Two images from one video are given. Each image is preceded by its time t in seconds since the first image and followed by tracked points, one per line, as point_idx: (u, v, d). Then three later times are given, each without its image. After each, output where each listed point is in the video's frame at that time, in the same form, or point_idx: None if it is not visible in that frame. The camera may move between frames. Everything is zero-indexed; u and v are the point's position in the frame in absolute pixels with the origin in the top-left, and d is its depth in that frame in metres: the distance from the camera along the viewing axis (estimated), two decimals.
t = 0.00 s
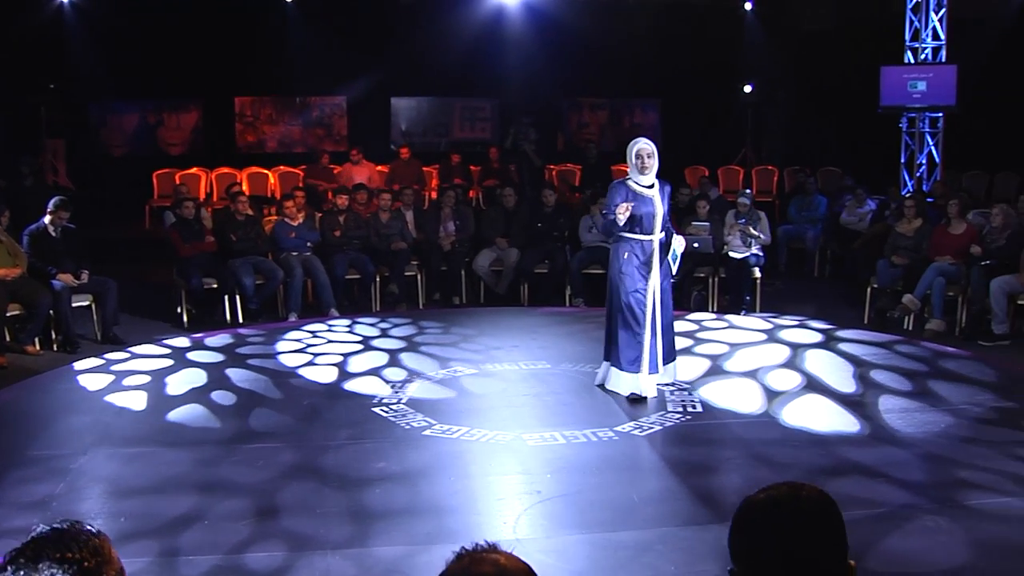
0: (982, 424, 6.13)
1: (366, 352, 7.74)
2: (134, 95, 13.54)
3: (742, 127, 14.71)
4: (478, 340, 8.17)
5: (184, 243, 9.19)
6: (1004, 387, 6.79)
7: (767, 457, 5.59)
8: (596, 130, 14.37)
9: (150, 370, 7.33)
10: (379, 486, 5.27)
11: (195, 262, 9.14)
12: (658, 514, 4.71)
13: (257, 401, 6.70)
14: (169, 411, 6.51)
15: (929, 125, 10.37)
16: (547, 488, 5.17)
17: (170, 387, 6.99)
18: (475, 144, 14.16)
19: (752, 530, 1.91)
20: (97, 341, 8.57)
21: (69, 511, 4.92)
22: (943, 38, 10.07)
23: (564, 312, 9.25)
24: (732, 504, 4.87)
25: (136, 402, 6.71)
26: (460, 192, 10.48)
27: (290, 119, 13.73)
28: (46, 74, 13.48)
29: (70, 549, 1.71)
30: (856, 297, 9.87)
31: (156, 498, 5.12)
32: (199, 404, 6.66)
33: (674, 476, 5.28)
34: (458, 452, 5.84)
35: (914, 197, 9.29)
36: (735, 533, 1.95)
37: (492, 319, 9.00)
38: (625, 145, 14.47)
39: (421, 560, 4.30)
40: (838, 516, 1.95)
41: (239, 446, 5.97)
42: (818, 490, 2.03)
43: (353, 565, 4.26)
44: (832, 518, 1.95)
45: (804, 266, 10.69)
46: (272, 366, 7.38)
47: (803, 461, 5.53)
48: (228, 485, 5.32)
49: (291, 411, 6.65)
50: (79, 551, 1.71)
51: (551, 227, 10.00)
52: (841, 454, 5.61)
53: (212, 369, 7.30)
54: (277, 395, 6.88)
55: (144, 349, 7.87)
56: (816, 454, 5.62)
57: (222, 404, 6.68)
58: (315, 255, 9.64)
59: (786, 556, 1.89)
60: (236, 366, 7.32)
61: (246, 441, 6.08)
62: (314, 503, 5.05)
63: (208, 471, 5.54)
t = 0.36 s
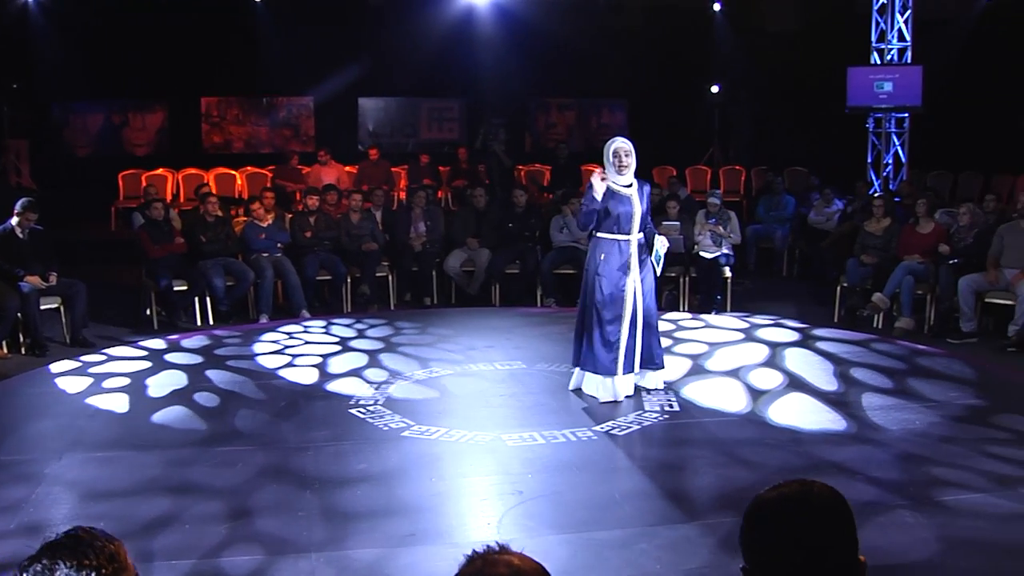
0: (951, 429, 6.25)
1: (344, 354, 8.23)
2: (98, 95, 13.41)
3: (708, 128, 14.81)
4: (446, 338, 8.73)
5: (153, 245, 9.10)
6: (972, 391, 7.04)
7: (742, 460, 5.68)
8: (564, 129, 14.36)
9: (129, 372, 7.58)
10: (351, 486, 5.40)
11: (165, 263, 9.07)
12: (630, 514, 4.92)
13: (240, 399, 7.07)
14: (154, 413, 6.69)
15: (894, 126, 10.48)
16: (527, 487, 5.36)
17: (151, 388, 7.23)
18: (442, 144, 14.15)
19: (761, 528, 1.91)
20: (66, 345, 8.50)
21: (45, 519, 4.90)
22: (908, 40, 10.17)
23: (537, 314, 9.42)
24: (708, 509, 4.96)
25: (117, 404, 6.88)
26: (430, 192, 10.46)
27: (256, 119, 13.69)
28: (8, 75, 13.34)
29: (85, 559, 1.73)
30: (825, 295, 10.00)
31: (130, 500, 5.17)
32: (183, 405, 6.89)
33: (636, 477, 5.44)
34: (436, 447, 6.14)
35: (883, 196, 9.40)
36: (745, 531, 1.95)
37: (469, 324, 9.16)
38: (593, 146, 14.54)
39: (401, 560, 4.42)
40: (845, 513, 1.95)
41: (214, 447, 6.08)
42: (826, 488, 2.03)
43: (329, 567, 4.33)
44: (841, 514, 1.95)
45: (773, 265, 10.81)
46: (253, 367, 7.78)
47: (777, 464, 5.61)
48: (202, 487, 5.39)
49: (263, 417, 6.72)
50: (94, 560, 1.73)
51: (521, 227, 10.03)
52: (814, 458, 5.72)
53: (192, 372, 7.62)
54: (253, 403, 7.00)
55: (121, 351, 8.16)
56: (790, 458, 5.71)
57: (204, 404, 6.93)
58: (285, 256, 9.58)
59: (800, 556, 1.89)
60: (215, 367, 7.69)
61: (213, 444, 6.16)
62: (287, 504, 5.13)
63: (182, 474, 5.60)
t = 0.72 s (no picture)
0: (918, 427, 6.30)
1: (316, 355, 8.25)
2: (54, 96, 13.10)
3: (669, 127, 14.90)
4: (418, 338, 8.79)
5: (116, 247, 8.98)
6: (942, 391, 7.17)
7: (713, 459, 5.69)
8: (525, 130, 14.50)
9: (99, 376, 7.52)
10: (320, 487, 5.37)
11: (128, 266, 8.95)
12: (601, 514, 4.92)
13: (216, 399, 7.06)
14: (129, 414, 6.67)
15: (854, 126, 10.59)
16: (500, 486, 5.35)
17: (125, 390, 7.21)
18: (405, 144, 14.14)
19: (762, 526, 1.94)
20: (27, 348, 8.36)
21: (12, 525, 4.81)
22: (868, 40, 10.29)
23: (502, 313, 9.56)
24: (680, 508, 4.96)
25: (88, 407, 6.81)
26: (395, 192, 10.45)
27: (216, 119, 13.67)
28: None
29: (97, 566, 1.73)
30: (788, 293, 10.10)
31: (96, 504, 5.11)
32: (157, 407, 6.85)
33: (605, 477, 5.45)
34: (412, 446, 6.14)
35: (846, 195, 9.49)
36: (746, 531, 1.97)
37: (438, 325, 9.20)
38: (554, 146, 14.63)
39: (371, 561, 4.40)
40: (847, 509, 1.97)
41: (183, 449, 6.03)
42: (827, 485, 2.05)
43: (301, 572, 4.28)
44: (841, 510, 1.96)
45: (736, 264, 10.92)
46: (228, 369, 7.80)
47: (746, 463, 5.63)
48: (168, 489, 5.33)
49: (227, 421, 6.63)
50: (107, 564, 1.74)
51: (486, 227, 10.05)
52: (783, 457, 5.75)
53: (165, 374, 7.60)
54: (222, 404, 6.97)
55: (89, 353, 8.12)
56: (759, 457, 5.74)
57: (179, 405, 6.90)
58: (250, 257, 9.52)
59: (803, 556, 1.91)
60: (188, 370, 7.68)
61: (179, 446, 6.10)
62: (254, 506, 5.08)
63: (149, 476, 5.55)
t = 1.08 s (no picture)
0: (896, 427, 6.32)
1: (298, 355, 8.21)
2: (22, 95, 13.02)
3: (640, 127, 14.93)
4: (397, 338, 8.78)
5: (87, 248, 8.88)
6: (920, 389, 7.22)
7: (696, 459, 5.66)
8: (496, 130, 14.63)
9: (81, 376, 7.47)
10: (300, 489, 5.27)
11: (100, 267, 8.86)
12: (587, 515, 4.87)
13: (202, 399, 7.03)
14: (115, 416, 6.58)
15: (825, 126, 10.68)
16: (483, 487, 5.32)
17: (109, 392, 7.13)
18: (376, 144, 14.26)
19: (774, 521, 1.95)
20: None
21: None
22: (839, 41, 10.38)
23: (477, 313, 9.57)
24: (669, 509, 4.91)
25: (71, 408, 6.76)
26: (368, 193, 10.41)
27: (186, 119, 13.56)
28: None
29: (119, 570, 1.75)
30: (761, 292, 10.16)
31: (72, 506, 4.94)
32: (144, 407, 6.81)
33: (590, 479, 5.37)
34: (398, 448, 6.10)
35: (819, 195, 9.58)
36: (758, 528, 1.99)
37: (412, 326, 9.17)
38: (525, 146, 14.66)
39: (352, 563, 4.33)
40: (860, 508, 1.97)
41: (162, 451, 5.90)
42: (841, 482, 2.04)
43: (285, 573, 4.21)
44: (854, 509, 1.97)
45: (708, 263, 10.96)
46: (209, 369, 7.76)
47: (729, 463, 5.60)
48: (146, 491, 5.17)
49: (205, 425, 6.49)
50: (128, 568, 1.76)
51: (460, 227, 10.01)
52: (764, 456, 5.75)
53: (149, 376, 7.52)
54: (201, 407, 6.86)
55: (65, 355, 8.04)
56: (741, 457, 5.71)
57: (166, 406, 6.86)
58: (223, 258, 9.44)
59: (817, 553, 1.92)
60: (172, 370, 7.64)
61: (158, 448, 5.98)
62: (234, 505, 4.98)
63: (128, 477, 5.39)
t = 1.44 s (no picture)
0: (871, 422, 6.38)
1: (266, 357, 8.16)
2: None
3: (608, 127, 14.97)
4: (367, 339, 8.74)
5: (55, 249, 8.78)
6: (890, 386, 7.30)
7: (678, 456, 5.69)
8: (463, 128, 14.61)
9: (46, 381, 7.37)
10: (282, 491, 5.23)
11: (68, 268, 8.77)
12: (572, 514, 4.87)
13: (172, 402, 6.99)
14: (78, 420, 6.51)
15: (793, 126, 10.78)
16: (464, 486, 5.31)
17: (72, 395, 7.06)
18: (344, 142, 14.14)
19: (778, 520, 1.97)
20: None
21: None
22: (806, 41, 10.48)
23: (449, 312, 9.56)
24: (656, 505, 4.92)
25: (37, 413, 6.67)
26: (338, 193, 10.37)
27: (152, 119, 13.43)
28: None
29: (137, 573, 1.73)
30: (732, 291, 10.23)
31: (54, 512, 4.86)
32: (108, 412, 6.72)
33: (574, 477, 5.38)
34: (370, 449, 6.07)
35: (788, 194, 9.65)
36: (763, 527, 2.02)
37: (384, 326, 9.15)
38: (493, 146, 14.83)
39: (339, 566, 4.30)
40: (862, 503, 2.00)
41: (141, 455, 5.83)
42: (846, 480, 2.07)
43: None
44: (857, 502, 2.00)
45: (678, 262, 11.00)
46: (177, 372, 7.69)
47: (711, 458, 5.64)
48: (129, 496, 5.09)
49: (183, 427, 6.44)
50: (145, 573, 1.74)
51: (431, 226, 9.98)
52: (744, 451, 5.79)
53: (113, 378, 7.46)
54: (178, 410, 6.81)
55: (31, 358, 7.94)
56: (722, 452, 5.75)
57: (130, 410, 6.78)
58: (193, 258, 9.37)
59: (822, 551, 1.94)
60: (136, 373, 7.56)
61: (136, 452, 5.91)
62: (217, 508, 4.95)
63: (109, 483, 5.31)
